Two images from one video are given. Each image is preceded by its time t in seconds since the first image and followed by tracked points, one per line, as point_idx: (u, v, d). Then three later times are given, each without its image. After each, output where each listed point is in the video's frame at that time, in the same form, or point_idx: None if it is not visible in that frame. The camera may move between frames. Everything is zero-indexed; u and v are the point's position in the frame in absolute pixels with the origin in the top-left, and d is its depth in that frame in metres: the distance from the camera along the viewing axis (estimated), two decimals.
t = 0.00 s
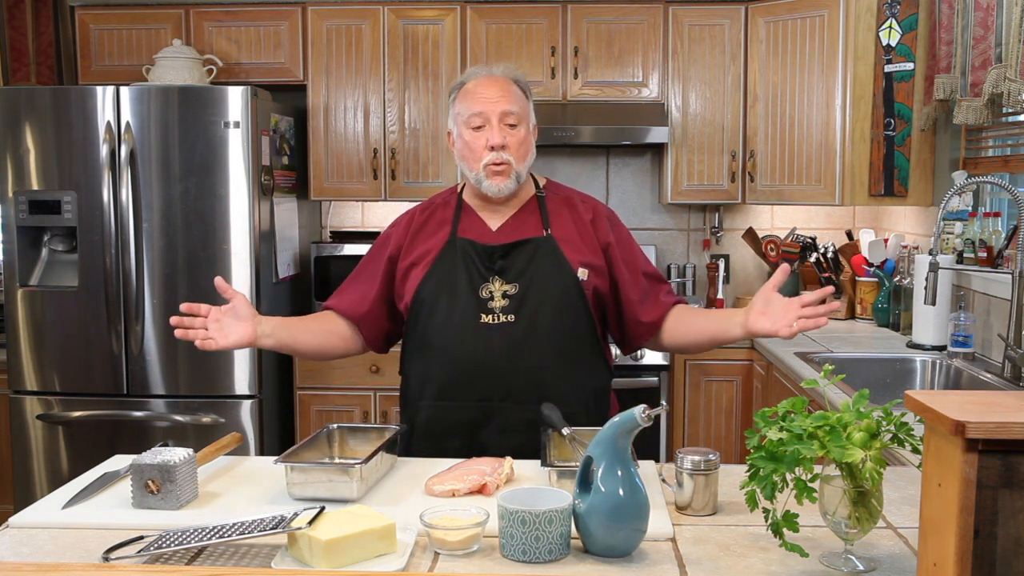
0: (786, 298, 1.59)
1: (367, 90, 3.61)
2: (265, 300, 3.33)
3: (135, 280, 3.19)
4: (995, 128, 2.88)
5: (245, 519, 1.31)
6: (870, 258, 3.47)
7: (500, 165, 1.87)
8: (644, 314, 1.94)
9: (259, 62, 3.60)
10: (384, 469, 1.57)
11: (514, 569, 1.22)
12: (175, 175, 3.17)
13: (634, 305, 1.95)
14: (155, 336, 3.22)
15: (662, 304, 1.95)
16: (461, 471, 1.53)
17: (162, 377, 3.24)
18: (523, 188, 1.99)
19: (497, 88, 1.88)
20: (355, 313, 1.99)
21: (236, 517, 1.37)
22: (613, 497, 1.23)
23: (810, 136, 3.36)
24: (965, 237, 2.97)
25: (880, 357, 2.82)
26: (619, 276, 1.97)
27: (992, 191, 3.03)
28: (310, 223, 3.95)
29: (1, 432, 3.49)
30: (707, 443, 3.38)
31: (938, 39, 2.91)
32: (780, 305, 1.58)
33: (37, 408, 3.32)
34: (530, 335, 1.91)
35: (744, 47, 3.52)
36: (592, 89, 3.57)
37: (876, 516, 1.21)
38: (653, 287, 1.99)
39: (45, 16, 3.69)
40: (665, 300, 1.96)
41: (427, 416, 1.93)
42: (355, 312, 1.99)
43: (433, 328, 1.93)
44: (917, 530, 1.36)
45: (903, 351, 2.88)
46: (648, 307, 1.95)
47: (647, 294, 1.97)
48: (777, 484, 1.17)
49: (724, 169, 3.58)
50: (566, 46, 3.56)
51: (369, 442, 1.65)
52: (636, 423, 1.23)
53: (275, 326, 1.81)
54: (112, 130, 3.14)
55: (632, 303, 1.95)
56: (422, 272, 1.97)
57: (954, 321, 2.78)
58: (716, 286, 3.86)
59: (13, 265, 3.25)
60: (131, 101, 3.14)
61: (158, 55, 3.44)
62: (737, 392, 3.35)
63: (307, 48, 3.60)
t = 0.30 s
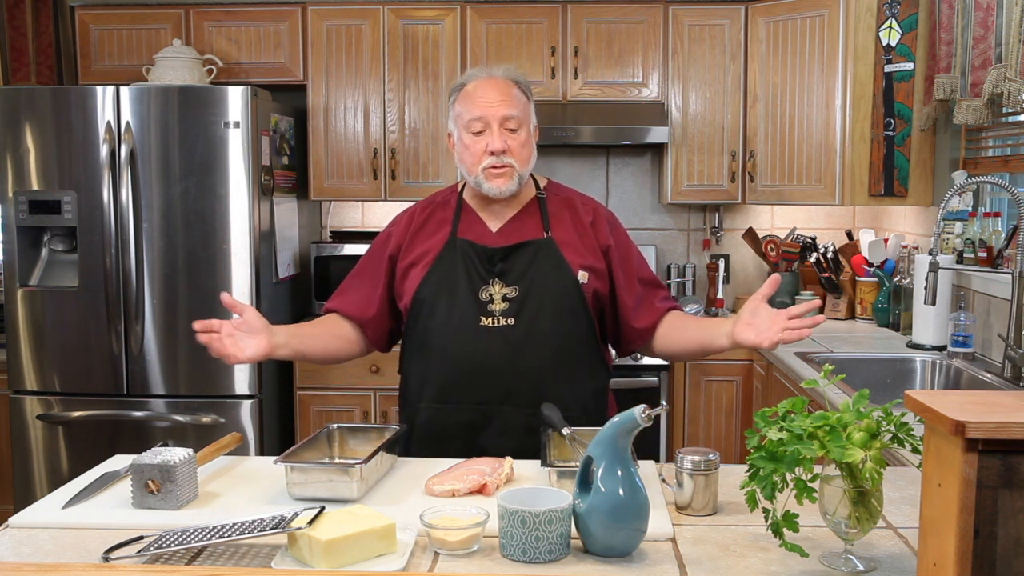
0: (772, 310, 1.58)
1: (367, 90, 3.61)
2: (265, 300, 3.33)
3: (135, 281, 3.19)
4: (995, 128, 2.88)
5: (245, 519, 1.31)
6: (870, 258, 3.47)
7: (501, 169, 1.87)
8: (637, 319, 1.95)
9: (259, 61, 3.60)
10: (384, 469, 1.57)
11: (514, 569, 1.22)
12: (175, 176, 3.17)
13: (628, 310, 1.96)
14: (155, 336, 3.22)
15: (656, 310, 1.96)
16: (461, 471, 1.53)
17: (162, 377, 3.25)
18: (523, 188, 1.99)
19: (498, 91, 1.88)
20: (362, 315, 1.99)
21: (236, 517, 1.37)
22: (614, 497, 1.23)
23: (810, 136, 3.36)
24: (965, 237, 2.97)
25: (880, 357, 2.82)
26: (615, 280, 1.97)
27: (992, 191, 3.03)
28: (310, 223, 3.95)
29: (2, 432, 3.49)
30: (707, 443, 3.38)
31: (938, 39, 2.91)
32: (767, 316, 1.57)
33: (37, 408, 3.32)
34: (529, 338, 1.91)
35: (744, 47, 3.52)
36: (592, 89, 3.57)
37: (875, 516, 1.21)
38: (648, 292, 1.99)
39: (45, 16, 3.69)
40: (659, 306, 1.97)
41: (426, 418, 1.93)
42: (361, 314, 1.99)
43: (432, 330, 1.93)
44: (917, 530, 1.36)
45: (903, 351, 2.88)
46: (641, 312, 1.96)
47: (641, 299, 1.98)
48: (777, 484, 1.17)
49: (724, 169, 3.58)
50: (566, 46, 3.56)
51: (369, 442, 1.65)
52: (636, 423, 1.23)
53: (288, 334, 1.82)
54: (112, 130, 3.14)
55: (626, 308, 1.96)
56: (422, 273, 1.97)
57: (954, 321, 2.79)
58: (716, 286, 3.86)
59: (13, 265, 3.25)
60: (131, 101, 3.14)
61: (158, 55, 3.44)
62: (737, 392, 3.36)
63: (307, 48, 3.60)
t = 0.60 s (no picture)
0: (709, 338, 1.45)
1: (367, 90, 3.61)
2: (264, 300, 3.33)
3: (135, 281, 3.19)
4: (995, 128, 2.88)
5: (245, 519, 1.31)
6: (870, 258, 3.48)
7: (514, 176, 1.86)
8: (620, 323, 1.96)
9: (259, 62, 3.60)
10: (383, 469, 1.57)
11: (514, 569, 1.22)
12: (175, 176, 3.17)
13: (614, 313, 1.96)
14: (155, 336, 3.22)
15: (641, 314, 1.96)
16: (461, 471, 1.53)
17: (162, 377, 3.25)
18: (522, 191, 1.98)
19: (506, 95, 1.87)
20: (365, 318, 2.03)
21: (236, 517, 1.37)
22: (613, 497, 1.23)
23: (811, 136, 3.36)
24: (965, 237, 2.97)
25: (880, 357, 2.82)
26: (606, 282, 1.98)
27: (992, 191, 3.03)
28: (310, 223, 3.95)
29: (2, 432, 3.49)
30: (707, 443, 3.38)
31: (938, 39, 2.91)
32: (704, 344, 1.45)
33: (37, 407, 3.32)
34: (525, 342, 1.91)
35: (744, 47, 3.51)
36: (592, 88, 3.57)
37: (876, 516, 1.21)
38: (637, 295, 1.98)
39: (45, 16, 3.69)
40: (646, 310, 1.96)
41: (423, 423, 1.93)
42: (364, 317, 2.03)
43: (428, 333, 1.94)
44: (917, 530, 1.36)
45: (903, 351, 2.88)
46: (627, 316, 1.96)
47: (629, 302, 1.98)
48: (777, 484, 1.17)
49: (724, 169, 3.58)
50: (566, 46, 3.56)
51: (369, 442, 1.65)
52: (636, 423, 1.23)
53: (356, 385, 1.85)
54: (112, 130, 3.14)
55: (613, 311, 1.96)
56: (417, 273, 1.98)
57: (954, 321, 2.78)
58: (716, 286, 3.86)
59: (13, 265, 3.26)
60: (131, 101, 3.14)
61: (158, 55, 3.44)
62: (737, 392, 3.35)
63: (307, 48, 3.60)
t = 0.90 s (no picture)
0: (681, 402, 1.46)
1: (367, 90, 3.61)
2: (264, 300, 3.33)
3: (135, 281, 3.19)
4: (995, 128, 2.88)
5: (245, 519, 1.31)
6: (870, 258, 3.48)
7: (508, 181, 1.87)
8: (622, 323, 1.91)
9: (259, 62, 3.60)
10: (384, 469, 1.57)
11: (513, 569, 1.22)
12: (175, 176, 3.17)
13: (615, 313, 1.92)
14: (155, 336, 3.22)
15: (644, 308, 1.88)
16: (461, 471, 1.53)
17: (162, 377, 3.25)
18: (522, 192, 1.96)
19: (505, 98, 1.85)
20: (362, 313, 2.05)
21: (236, 517, 1.37)
22: (613, 497, 1.23)
23: (811, 136, 3.36)
24: (965, 237, 2.97)
25: (880, 357, 2.82)
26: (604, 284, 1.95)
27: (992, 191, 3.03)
28: (310, 223, 3.95)
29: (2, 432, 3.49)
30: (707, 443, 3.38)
31: (938, 39, 2.91)
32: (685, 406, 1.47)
33: (37, 408, 3.32)
34: (518, 350, 1.92)
35: (744, 47, 3.51)
36: (592, 88, 3.57)
37: (876, 516, 1.21)
38: (639, 289, 1.91)
39: (45, 17, 3.69)
40: (648, 304, 1.88)
41: (415, 426, 1.96)
42: (361, 313, 2.05)
43: (423, 337, 1.95)
44: (917, 530, 1.36)
45: (903, 351, 2.88)
46: (628, 313, 1.90)
47: (630, 298, 1.91)
48: (777, 484, 1.17)
49: (724, 169, 3.58)
50: (566, 46, 3.56)
51: (369, 442, 1.65)
52: (636, 423, 1.23)
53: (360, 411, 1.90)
54: (112, 130, 3.14)
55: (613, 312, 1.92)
56: (412, 274, 1.98)
57: (954, 321, 2.78)
58: (716, 286, 3.86)
59: (13, 265, 3.26)
60: (131, 102, 3.14)
61: (158, 55, 3.44)
62: (737, 392, 3.35)
63: (307, 48, 3.60)
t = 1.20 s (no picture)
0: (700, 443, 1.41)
1: (367, 90, 3.61)
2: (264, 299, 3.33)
3: (135, 280, 3.19)
4: (995, 127, 2.88)
5: (245, 519, 1.31)
6: (870, 258, 3.48)
7: (500, 178, 1.86)
8: (617, 324, 1.86)
9: (259, 62, 3.60)
10: (384, 468, 1.57)
11: (513, 569, 1.22)
12: (175, 175, 3.17)
13: (609, 315, 1.87)
14: (155, 336, 3.22)
15: (638, 307, 1.83)
16: (461, 471, 1.53)
17: (162, 377, 3.25)
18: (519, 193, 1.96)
19: (497, 96, 1.84)
20: (360, 310, 2.06)
21: (236, 517, 1.37)
22: (613, 497, 1.23)
23: (810, 136, 3.36)
24: (965, 237, 2.97)
25: (880, 357, 2.82)
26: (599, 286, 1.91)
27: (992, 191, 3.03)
28: (310, 223, 3.95)
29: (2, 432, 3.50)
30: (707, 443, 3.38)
31: (938, 39, 2.91)
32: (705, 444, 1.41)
33: (37, 408, 3.32)
34: (510, 354, 1.92)
35: (744, 47, 3.51)
36: (592, 88, 3.57)
37: (876, 516, 1.21)
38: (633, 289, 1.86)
39: (45, 17, 3.68)
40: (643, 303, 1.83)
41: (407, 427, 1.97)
42: (358, 310, 2.06)
43: (416, 339, 1.96)
44: (917, 530, 1.36)
45: (903, 351, 2.88)
46: (623, 314, 1.84)
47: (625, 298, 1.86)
48: (777, 484, 1.17)
49: (724, 169, 3.58)
50: (566, 46, 3.56)
51: (369, 442, 1.65)
52: (636, 423, 1.23)
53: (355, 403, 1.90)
54: (112, 130, 3.14)
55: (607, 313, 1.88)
56: (407, 275, 1.98)
57: (954, 321, 2.78)
58: (716, 286, 3.86)
59: (13, 265, 3.26)
60: (131, 101, 3.14)
61: (158, 55, 3.44)
62: (737, 392, 3.35)
63: (307, 49, 3.60)
